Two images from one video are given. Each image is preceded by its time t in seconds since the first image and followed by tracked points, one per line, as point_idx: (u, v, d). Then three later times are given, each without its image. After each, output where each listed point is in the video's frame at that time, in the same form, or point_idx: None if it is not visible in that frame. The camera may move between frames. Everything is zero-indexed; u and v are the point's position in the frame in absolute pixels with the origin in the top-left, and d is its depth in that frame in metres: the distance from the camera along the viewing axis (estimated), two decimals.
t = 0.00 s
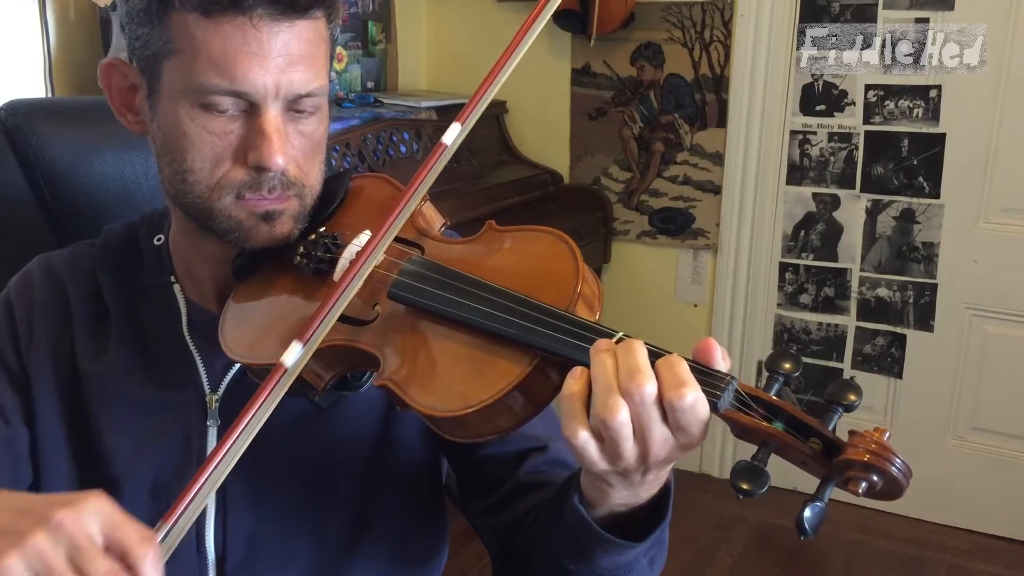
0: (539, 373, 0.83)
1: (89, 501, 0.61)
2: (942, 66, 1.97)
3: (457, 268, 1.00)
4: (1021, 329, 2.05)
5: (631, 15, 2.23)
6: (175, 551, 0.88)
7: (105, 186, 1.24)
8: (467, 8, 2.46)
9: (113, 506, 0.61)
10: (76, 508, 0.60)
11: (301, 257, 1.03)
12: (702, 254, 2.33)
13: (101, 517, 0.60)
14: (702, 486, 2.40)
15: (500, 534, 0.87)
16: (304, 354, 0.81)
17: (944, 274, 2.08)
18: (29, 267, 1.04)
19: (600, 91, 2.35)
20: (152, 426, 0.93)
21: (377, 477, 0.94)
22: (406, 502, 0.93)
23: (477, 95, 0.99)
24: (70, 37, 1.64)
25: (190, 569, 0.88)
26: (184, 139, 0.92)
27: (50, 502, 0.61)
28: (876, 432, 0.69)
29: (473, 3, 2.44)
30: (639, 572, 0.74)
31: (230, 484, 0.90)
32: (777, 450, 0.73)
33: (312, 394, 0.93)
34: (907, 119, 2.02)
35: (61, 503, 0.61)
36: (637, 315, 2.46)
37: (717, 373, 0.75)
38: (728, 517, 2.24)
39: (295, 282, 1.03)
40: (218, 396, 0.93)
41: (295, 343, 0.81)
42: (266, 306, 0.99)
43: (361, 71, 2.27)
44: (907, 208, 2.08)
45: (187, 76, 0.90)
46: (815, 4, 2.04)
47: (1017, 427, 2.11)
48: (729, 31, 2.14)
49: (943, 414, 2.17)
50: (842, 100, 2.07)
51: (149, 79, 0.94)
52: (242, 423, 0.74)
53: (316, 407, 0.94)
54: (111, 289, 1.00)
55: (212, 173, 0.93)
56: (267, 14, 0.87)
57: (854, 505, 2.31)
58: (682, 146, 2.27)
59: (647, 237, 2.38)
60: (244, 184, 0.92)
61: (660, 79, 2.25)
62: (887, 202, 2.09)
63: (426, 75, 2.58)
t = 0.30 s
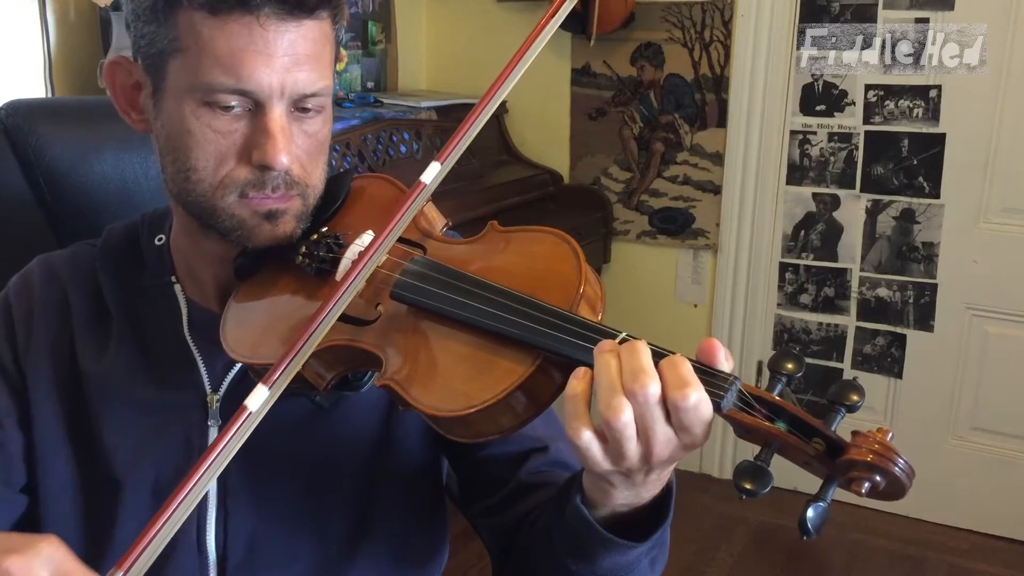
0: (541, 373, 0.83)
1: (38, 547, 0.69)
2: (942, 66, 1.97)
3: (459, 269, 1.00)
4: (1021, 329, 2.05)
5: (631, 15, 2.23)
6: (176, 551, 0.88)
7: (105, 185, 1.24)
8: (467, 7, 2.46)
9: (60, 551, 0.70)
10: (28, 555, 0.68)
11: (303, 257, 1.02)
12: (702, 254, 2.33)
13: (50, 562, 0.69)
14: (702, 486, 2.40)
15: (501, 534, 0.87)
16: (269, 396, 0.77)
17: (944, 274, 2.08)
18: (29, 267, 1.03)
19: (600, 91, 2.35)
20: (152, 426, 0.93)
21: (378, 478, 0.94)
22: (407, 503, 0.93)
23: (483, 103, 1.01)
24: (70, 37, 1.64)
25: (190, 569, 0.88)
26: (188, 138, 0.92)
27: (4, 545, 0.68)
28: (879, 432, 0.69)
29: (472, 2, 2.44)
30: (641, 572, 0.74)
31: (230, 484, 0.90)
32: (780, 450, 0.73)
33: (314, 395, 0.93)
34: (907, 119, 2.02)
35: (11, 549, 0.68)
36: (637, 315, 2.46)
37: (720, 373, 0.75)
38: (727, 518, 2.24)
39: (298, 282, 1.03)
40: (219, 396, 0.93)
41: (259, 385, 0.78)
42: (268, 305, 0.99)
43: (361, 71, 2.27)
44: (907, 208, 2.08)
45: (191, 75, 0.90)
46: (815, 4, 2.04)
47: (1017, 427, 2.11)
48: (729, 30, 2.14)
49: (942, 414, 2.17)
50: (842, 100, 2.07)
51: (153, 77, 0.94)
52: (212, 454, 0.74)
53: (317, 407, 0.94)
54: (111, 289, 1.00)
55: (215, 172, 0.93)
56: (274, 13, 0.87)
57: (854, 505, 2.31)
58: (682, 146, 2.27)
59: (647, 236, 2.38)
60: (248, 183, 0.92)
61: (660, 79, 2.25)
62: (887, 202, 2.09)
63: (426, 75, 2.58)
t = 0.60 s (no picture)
0: (537, 374, 0.83)
1: (68, 541, 0.63)
2: (942, 66, 1.97)
3: (456, 269, 1.00)
4: (1021, 329, 2.05)
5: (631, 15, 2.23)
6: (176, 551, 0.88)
7: (105, 185, 1.24)
8: (467, 7, 2.46)
9: (89, 547, 0.64)
10: (54, 550, 0.63)
11: (300, 257, 1.02)
12: (702, 254, 2.33)
13: (77, 557, 0.63)
14: (702, 486, 2.40)
15: (499, 534, 0.87)
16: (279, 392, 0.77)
17: (944, 274, 2.08)
18: (29, 268, 1.04)
19: (600, 91, 2.35)
20: (152, 426, 0.94)
21: (377, 477, 0.94)
22: (406, 503, 0.94)
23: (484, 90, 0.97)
24: (70, 37, 1.64)
25: (190, 569, 0.88)
26: (186, 139, 0.92)
27: (29, 540, 0.63)
28: (873, 434, 0.69)
29: (472, 2, 2.44)
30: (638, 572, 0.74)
31: (229, 485, 0.90)
32: (774, 451, 0.73)
33: (311, 395, 0.93)
34: (906, 119, 2.02)
35: (38, 543, 0.63)
36: (637, 315, 2.46)
37: (715, 374, 0.75)
38: (728, 518, 2.24)
39: (295, 282, 1.03)
40: (218, 396, 0.93)
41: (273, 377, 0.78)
42: (265, 305, 0.99)
43: (361, 71, 2.27)
44: (907, 208, 2.08)
45: (189, 76, 0.90)
46: (815, 4, 2.05)
47: (1018, 427, 2.11)
48: (729, 30, 2.14)
49: (942, 414, 2.17)
50: (842, 100, 2.07)
51: (151, 79, 0.94)
52: (227, 449, 0.73)
53: (315, 407, 0.94)
54: (111, 290, 1.00)
55: (213, 173, 0.93)
56: (271, 14, 0.88)
57: (853, 505, 2.31)
58: (682, 146, 2.27)
59: (647, 236, 2.38)
60: (246, 184, 0.92)
61: (660, 79, 2.25)
62: (887, 202, 2.09)
63: (426, 75, 2.58)
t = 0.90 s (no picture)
0: (534, 372, 0.83)
1: (116, 474, 0.64)
2: (942, 66, 1.97)
3: (454, 268, 1.00)
4: (1021, 329, 2.05)
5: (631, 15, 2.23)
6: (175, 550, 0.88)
7: (104, 186, 1.24)
8: (467, 7, 2.46)
9: (138, 480, 0.64)
10: (106, 480, 0.63)
11: (297, 256, 1.02)
12: (702, 254, 2.33)
13: (128, 488, 0.63)
14: (702, 486, 2.40)
15: (497, 533, 0.87)
16: (321, 331, 0.82)
17: (944, 274, 2.08)
18: (29, 268, 1.04)
19: (600, 91, 2.35)
20: (152, 426, 0.94)
21: (375, 476, 0.94)
22: (404, 502, 0.94)
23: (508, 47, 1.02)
24: (70, 37, 1.65)
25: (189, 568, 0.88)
26: (181, 137, 0.92)
27: (82, 476, 0.65)
28: (869, 431, 0.70)
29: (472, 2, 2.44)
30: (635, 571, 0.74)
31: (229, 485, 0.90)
32: (770, 448, 0.73)
33: (308, 394, 0.93)
34: (907, 119, 2.02)
35: (89, 476, 0.64)
36: (637, 316, 2.46)
37: (710, 372, 0.75)
38: (728, 517, 2.24)
39: (293, 281, 1.03)
40: (216, 396, 0.93)
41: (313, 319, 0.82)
42: (263, 305, 1.00)
43: (361, 71, 2.27)
44: (907, 208, 2.08)
45: (184, 73, 0.90)
46: (815, 3, 2.05)
47: (1018, 426, 2.11)
48: (729, 30, 2.14)
49: (943, 414, 2.17)
50: (842, 100, 2.07)
51: (147, 77, 0.94)
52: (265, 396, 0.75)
53: (313, 406, 0.94)
54: (110, 289, 1.01)
55: (208, 170, 0.93)
56: (264, 11, 0.88)
57: (853, 505, 2.31)
58: (682, 146, 2.27)
59: (647, 237, 2.38)
60: (241, 181, 0.92)
61: (660, 79, 2.26)
62: (887, 202, 2.09)
63: (427, 75, 2.58)
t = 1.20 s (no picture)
0: (535, 375, 0.83)
1: (129, 445, 0.64)
2: (942, 66, 1.97)
3: (455, 270, 1.00)
4: (1021, 329, 2.05)
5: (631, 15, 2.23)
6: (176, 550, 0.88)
7: (104, 186, 1.24)
8: (467, 7, 2.46)
9: (151, 450, 0.65)
10: (117, 453, 0.64)
11: (298, 257, 1.02)
12: (702, 254, 2.33)
13: (141, 458, 0.64)
14: (702, 486, 2.40)
15: (497, 534, 0.87)
16: (343, 305, 0.83)
17: (944, 275, 2.08)
18: (29, 268, 1.04)
19: (600, 91, 2.35)
20: (152, 426, 0.94)
21: (376, 477, 0.94)
22: (405, 503, 0.94)
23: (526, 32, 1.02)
24: (71, 37, 1.65)
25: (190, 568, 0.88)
26: (182, 141, 0.92)
27: (93, 450, 0.65)
28: (869, 436, 0.70)
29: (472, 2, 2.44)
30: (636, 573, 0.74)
31: (229, 486, 0.90)
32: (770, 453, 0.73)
33: (309, 394, 0.93)
34: (907, 119, 2.02)
35: (101, 449, 0.64)
36: (637, 316, 2.46)
37: (711, 376, 0.74)
38: (728, 517, 2.24)
39: (294, 283, 1.03)
40: (217, 396, 0.93)
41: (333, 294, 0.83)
42: (264, 305, 1.00)
43: (361, 71, 2.27)
44: (907, 208, 2.08)
45: (184, 78, 0.90)
46: (815, 4, 2.04)
47: (1018, 426, 2.11)
48: (729, 30, 2.14)
49: (943, 414, 2.17)
50: (842, 100, 2.07)
51: (147, 81, 0.94)
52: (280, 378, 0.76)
53: (313, 407, 0.94)
54: (111, 290, 1.01)
55: (209, 175, 0.93)
56: (264, 16, 0.87)
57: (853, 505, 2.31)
58: (682, 146, 2.27)
59: (647, 236, 2.38)
60: (242, 185, 0.92)
61: (660, 79, 2.25)
62: (887, 202, 2.09)
63: (427, 75, 2.58)
